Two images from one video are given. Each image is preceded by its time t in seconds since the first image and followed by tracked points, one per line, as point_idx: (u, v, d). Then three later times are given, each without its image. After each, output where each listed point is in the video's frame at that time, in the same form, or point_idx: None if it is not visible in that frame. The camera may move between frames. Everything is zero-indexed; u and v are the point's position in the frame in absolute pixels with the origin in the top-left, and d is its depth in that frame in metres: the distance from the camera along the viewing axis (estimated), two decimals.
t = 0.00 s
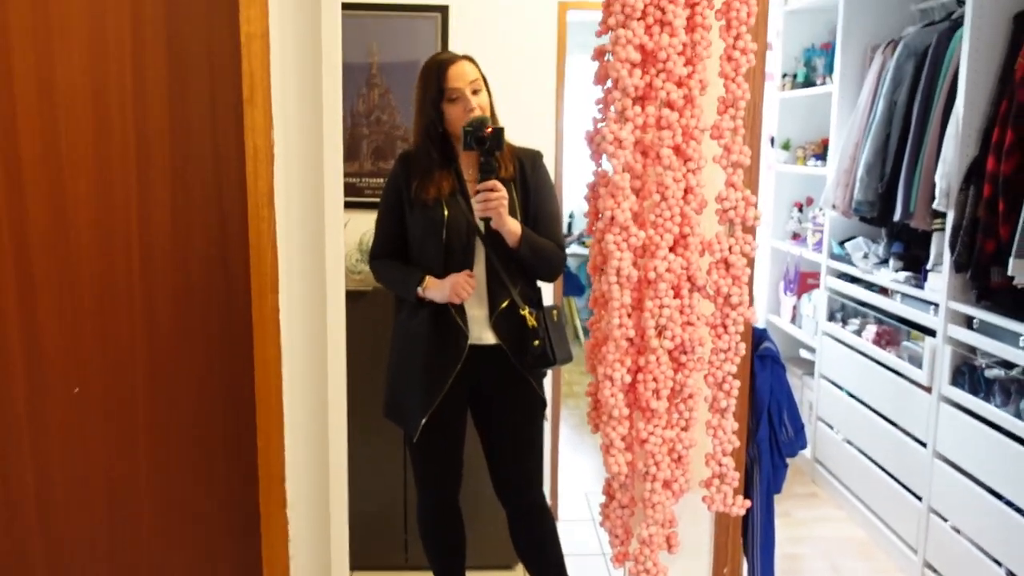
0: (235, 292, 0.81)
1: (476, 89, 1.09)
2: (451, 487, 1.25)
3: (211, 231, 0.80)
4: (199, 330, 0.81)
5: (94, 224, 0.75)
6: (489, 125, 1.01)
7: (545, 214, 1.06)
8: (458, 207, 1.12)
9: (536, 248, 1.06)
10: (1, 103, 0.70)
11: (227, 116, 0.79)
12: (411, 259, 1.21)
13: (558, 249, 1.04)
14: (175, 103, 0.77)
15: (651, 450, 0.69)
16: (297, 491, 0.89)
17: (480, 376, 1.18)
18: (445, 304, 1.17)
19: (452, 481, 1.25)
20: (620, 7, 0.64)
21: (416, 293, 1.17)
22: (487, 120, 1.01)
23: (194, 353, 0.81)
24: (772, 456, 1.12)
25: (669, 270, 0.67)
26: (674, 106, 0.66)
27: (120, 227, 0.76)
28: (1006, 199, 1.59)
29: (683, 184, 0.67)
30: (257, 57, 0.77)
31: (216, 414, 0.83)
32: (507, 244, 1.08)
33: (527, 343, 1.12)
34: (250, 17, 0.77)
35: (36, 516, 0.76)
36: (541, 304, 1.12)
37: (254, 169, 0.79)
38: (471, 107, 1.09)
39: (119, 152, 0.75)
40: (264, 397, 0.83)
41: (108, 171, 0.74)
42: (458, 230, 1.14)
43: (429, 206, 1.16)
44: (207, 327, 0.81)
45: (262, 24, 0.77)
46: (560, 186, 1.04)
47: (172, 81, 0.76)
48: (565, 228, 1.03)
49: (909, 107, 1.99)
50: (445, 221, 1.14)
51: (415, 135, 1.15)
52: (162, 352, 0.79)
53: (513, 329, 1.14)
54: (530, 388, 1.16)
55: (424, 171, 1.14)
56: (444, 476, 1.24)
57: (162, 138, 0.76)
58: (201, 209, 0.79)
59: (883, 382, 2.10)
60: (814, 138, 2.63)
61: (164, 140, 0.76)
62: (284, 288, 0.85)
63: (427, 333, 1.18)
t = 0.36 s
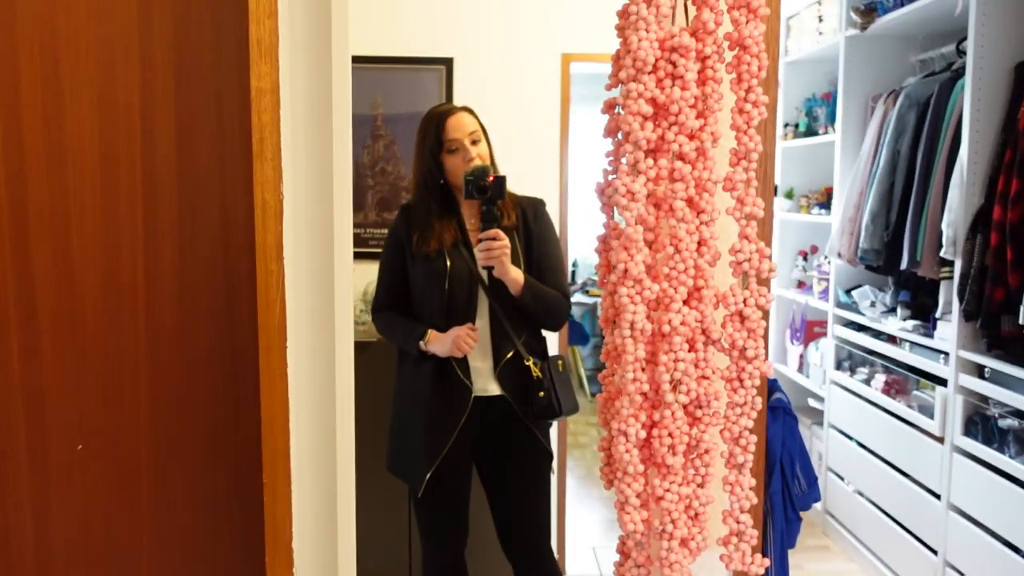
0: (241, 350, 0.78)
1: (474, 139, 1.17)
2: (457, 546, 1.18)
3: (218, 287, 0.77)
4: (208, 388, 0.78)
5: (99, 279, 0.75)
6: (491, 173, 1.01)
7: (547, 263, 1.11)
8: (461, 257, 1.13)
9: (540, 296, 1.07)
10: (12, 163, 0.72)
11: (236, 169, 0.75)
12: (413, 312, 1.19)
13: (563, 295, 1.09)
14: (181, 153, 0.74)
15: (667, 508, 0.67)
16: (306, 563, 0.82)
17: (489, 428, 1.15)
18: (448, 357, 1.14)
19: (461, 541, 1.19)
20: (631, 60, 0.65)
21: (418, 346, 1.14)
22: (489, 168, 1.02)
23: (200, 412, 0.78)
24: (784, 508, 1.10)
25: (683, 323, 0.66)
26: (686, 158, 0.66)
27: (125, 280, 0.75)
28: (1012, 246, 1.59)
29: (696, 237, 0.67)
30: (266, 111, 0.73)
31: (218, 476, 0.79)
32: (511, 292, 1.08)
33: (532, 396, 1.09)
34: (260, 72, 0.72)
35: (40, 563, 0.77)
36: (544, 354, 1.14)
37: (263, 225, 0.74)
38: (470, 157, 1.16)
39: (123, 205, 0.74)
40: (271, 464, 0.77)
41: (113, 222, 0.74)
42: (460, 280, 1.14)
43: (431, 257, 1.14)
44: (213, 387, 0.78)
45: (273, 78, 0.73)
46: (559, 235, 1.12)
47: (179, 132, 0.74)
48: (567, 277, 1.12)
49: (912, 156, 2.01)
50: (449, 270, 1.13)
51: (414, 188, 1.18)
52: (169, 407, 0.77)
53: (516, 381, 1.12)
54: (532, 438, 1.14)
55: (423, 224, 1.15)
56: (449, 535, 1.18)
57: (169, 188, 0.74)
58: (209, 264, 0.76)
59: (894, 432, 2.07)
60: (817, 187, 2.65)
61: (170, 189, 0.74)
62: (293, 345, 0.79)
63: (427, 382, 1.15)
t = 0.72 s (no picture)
0: (237, 372, 0.76)
1: (473, 162, 1.12)
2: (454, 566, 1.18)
3: (214, 306, 0.75)
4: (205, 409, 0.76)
5: (94, 299, 0.73)
6: (491, 196, 1.05)
7: (547, 287, 1.07)
8: (459, 279, 1.14)
9: (539, 318, 1.06)
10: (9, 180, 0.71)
11: (233, 186, 0.74)
12: (411, 334, 1.20)
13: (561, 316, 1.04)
14: (179, 172, 0.73)
15: (669, 528, 0.67)
16: None
17: (488, 450, 1.18)
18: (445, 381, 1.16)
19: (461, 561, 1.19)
20: (630, 81, 0.65)
21: (416, 368, 1.16)
22: (489, 191, 1.06)
23: (197, 434, 0.76)
24: (786, 529, 1.07)
25: (684, 342, 0.66)
26: (686, 177, 0.67)
27: (123, 298, 0.73)
28: (1013, 266, 1.59)
29: (697, 255, 0.67)
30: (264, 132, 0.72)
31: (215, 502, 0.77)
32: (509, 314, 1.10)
33: (532, 417, 1.10)
34: (258, 93, 0.71)
35: None
36: (543, 375, 1.11)
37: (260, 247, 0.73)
38: (468, 180, 1.12)
39: (121, 223, 0.73)
40: (267, 491, 0.75)
41: (111, 240, 0.73)
42: (459, 301, 1.15)
43: (429, 279, 1.16)
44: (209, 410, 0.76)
45: (270, 99, 0.72)
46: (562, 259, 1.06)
47: (176, 150, 0.73)
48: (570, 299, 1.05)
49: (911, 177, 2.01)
50: (446, 291, 1.14)
51: (411, 209, 1.16)
52: (166, 429, 0.76)
53: (515, 403, 1.14)
54: (532, 459, 1.13)
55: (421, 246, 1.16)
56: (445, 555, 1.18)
57: (166, 206, 0.73)
58: (206, 283, 0.74)
59: (896, 451, 2.06)
60: (816, 207, 2.65)
61: (168, 205, 0.73)
62: (292, 366, 0.78)
63: (425, 405, 1.17)
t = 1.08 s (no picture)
0: (238, 344, 0.76)
1: (469, 135, 1.15)
2: (450, 538, 1.18)
3: (212, 279, 0.75)
4: (205, 383, 0.76)
5: (92, 275, 0.73)
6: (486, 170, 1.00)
7: (542, 259, 1.11)
8: (456, 253, 1.12)
9: (535, 293, 1.07)
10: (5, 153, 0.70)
11: (231, 160, 0.73)
12: (408, 308, 1.19)
13: (558, 290, 1.10)
14: (176, 146, 0.72)
15: (669, 497, 0.67)
16: (304, 558, 0.81)
17: (484, 424, 1.14)
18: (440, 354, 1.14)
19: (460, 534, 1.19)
20: (631, 47, 0.64)
21: (412, 341, 1.14)
22: (483, 165, 1.01)
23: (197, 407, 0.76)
24: (783, 500, 1.08)
25: (684, 311, 0.66)
26: (687, 145, 0.66)
27: (121, 269, 0.73)
28: (1011, 238, 1.59)
29: (698, 225, 0.66)
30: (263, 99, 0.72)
31: (216, 475, 0.77)
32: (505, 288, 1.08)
33: (526, 392, 1.10)
34: (255, 61, 0.72)
35: (33, 570, 0.76)
36: (539, 349, 1.13)
37: (258, 217, 0.73)
38: (463, 153, 1.14)
39: (118, 196, 0.72)
40: (268, 460, 0.76)
41: (108, 216, 0.72)
42: (455, 274, 1.13)
43: (425, 252, 1.14)
44: (209, 384, 0.76)
45: (268, 67, 0.72)
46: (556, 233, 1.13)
47: (174, 123, 0.72)
48: (564, 274, 1.13)
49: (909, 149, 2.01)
50: (443, 265, 1.12)
51: (408, 183, 1.17)
52: (166, 403, 0.75)
53: (512, 377, 1.12)
54: (529, 431, 1.14)
55: (418, 219, 1.14)
56: (442, 528, 1.17)
57: (164, 182, 0.72)
58: (204, 258, 0.74)
59: (892, 424, 2.07)
60: (814, 180, 2.64)
61: (165, 181, 0.72)
62: (291, 338, 0.78)
63: (421, 380, 1.14)
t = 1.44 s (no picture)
0: (229, 331, 0.76)
1: (460, 122, 1.15)
2: (440, 525, 1.19)
3: (203, 265, 0.75)
4: (197, 369, 0.76)
5: (83, 262, 0.73)
6: (478, 157, 1.00)
7: (534, 248, 1.10)
8: (447, 240, 1.11)
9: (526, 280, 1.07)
10: None
11: (223, 149, 0.73)
12: (401, 294, 1.19)
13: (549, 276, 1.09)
14: (168, 133, 0.72)
15: (655, 484, 0.68)
16: (295, 545, 0.81)
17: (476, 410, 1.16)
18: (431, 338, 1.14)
19: (449, 520, 1.20)
20: (622, 37, 0.65)
21: (404, 327, 1.14)
22: (475, 152, 1.00)
23: (189, 393, 0.76)
24: (770, 487, 1.09)
25: (672, 300, 0.67)
26: (676, 135, 0.66)
27: (110, 252, 0.73)
28: (999, 229, 1.61)
29: (686, 214, 0.67)
30: (254, 85, 0.72)
31: (207, 461, 0.77)
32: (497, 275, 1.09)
33: (520, 375, 1.11)
34: (247, 46, 0.72)
35: (23, 555, 0.76)
36: (530, 334, 1.13)
37: (249, 204, 0.74)
38: (454, 140, 1.13)
39: (109, 176, 0.72)
40: (259, 446, 0.77)
41: (99, 202, 0.72)
42: (447, 262, 1.12)
43: (417, 240, 1.14)
44: (201, 371, 0.76)
45: (260, 53, 0.72)
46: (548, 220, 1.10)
47: (165, 111, 0.72)
48: (557, 262, 1.10)
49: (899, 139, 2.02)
50: (435, 252, 1.12)
51: (399, 170, 1.17)
52: (157, 389, 0.75)
53: (504, 363, 1.12)
54: (520, 418, 1.14)
55: (409, 205, 1.14)
56: (433, 514, 1.18)
57: (156, 168, 0.73)
58: (195, 245, 0.74)
59: (879, 412, 2.09)
60: (804, 169, 2.65)
61: (157, 168, 0.73)
62: (281, 325, 0.78)
63: (411, 366, 1.15)
